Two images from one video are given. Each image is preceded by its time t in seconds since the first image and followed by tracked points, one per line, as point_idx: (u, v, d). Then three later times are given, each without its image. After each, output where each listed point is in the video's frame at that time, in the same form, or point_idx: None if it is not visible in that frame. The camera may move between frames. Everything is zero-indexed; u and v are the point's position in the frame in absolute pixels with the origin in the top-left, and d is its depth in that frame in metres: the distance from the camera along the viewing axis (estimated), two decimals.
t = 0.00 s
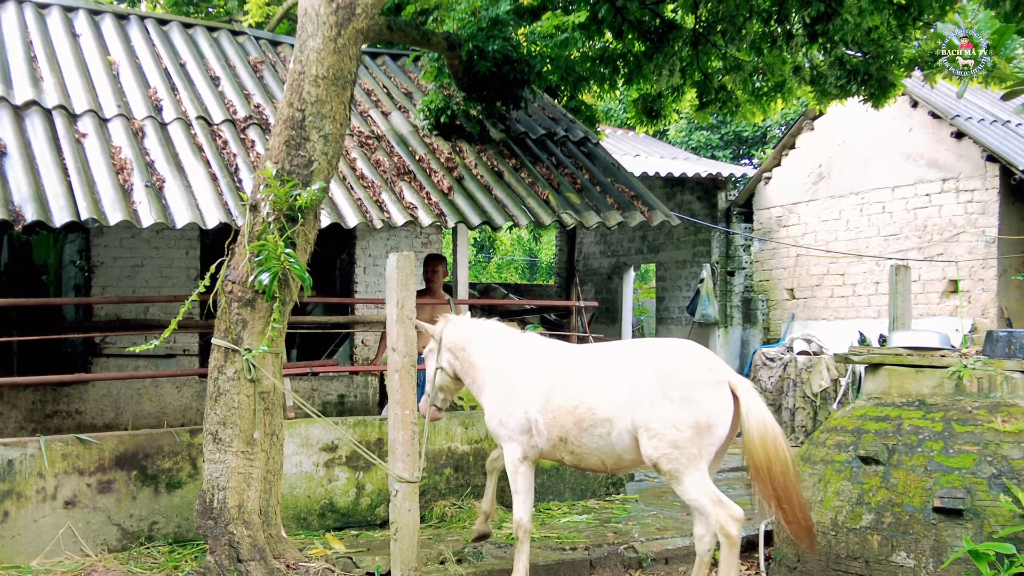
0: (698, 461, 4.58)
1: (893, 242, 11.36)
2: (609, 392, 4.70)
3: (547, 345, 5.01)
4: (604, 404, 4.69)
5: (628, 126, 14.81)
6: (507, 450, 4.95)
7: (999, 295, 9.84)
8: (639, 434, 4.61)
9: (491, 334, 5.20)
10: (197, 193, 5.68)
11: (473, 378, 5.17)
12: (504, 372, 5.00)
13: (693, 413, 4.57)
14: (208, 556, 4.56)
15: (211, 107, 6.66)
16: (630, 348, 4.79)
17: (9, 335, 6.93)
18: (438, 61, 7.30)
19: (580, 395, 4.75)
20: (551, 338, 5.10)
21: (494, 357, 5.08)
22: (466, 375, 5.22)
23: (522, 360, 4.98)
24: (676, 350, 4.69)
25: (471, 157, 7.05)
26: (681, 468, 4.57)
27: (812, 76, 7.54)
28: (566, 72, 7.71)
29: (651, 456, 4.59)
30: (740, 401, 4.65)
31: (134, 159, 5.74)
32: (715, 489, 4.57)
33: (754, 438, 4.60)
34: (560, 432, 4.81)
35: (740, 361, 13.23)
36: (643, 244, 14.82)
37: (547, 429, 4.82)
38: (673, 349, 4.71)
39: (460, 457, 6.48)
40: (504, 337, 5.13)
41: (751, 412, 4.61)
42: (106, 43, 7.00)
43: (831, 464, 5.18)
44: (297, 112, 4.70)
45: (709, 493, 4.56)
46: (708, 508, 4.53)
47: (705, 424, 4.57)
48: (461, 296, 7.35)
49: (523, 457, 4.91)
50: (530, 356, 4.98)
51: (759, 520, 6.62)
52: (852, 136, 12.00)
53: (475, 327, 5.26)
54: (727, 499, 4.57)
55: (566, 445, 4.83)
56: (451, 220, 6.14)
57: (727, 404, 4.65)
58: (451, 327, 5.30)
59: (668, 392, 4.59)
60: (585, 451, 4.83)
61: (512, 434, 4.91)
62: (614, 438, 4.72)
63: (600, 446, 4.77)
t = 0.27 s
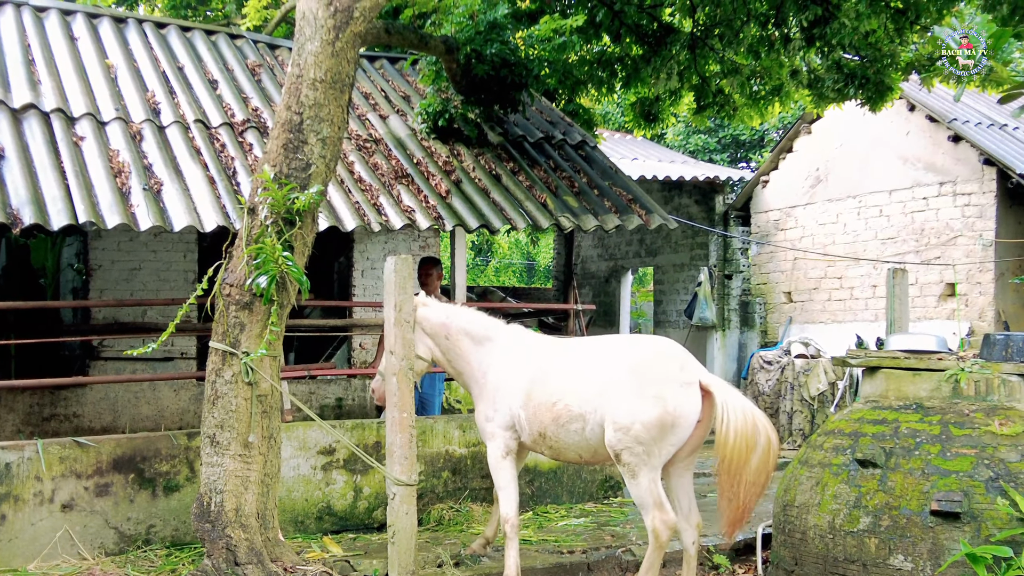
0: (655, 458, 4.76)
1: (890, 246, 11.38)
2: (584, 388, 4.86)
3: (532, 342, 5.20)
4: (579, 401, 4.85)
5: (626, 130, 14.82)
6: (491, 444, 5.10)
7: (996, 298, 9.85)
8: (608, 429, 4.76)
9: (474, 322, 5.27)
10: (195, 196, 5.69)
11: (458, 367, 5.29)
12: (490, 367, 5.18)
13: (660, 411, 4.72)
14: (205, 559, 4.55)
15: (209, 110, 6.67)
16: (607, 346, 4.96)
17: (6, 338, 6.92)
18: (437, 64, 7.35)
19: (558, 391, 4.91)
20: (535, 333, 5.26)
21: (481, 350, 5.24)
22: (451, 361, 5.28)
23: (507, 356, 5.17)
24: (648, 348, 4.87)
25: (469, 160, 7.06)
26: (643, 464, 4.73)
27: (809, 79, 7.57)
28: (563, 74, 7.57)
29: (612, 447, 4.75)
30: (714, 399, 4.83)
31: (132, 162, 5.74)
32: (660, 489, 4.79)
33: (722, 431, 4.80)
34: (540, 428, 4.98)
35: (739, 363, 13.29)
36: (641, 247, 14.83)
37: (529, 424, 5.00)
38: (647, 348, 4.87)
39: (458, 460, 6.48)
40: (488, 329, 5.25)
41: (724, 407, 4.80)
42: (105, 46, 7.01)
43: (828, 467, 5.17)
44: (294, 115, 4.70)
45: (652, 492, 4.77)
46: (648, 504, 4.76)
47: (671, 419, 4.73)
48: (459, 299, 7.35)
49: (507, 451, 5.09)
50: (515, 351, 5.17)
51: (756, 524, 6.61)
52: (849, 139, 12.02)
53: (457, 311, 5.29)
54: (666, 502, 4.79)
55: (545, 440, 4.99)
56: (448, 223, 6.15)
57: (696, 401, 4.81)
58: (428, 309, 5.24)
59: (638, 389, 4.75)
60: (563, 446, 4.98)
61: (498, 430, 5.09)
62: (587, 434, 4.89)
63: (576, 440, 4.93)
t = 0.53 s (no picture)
0: (648, 462, 4.77)
1: (888, 249, 11.38)
2: (572, 387, 4.90)
3: (519, 339, 5.27)
4: (568, 401, 4.91)
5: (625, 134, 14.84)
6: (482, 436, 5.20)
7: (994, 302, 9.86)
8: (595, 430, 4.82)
9: (463, 321, 5.35)
10: (194, 200, 5.69)
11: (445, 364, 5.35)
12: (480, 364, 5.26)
13: (646, 412, 4.77)
14: (202, 563, 4.54)
15: (207, 113, 6.67)
16: (592, 344, 4.99)
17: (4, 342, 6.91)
18: (435, 68, 7.37)
19: (548, 391, 4.97)
20: (523, 330, 5.32)
21: (470, 348, 5.32)
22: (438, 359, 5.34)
23: (497, 354, 5.24)
24: (632, 348, 4.91)
25: (467, 164, 7.06)
26: (636, 466, 4.75)
27: (806, 83, 7.61)
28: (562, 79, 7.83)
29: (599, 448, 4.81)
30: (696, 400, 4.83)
31: (130, 166, 5.74)
32: (655, 494, 4.77)
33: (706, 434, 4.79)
34: (535, 425, 5.05)
35: (738, 367, 13.18)
36: (639, 251, 14.84)
37: (525, 420, 5.06)
38: (633, 348, 4.92)
39: (456, 464, 6.48)
40: (476, 327, 5.32)
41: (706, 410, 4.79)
42: (103, 50, 7.01)
43: (826, 471, 5.17)
44: (292, 119, 4.71)
45: (647, 497, 4.76)
46: (645, 511, 4.74)
47: (656, 420, 4.78)
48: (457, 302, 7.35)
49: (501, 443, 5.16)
50: (504, 349, 5.24)
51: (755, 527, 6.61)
52: (847, 143, 12.03)
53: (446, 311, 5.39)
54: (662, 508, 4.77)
55: (540, 437, 5.06)
56: (447, 227, 6.16)
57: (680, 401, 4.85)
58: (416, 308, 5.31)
59: (624, 390, 4.79)
60: (556, 444, 5.05)
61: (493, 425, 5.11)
62: (579, 434, 4.95)
63: (568, 440, 4.99)
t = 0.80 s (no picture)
0: (644, 464, 4.77)
1: (886, 252, 11.39)
2: (566, 389, 4.92)
3: (511, 339, 5.28)
4: (561, 402, 4.92)
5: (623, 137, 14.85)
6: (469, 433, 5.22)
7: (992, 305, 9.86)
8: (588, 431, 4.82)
9: (453, 320, 5.34)
10: (192, 202, 5.69)
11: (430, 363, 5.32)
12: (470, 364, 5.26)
13: (641, 414, 4.77)
14: (201, 566, 4.54)
15: (205, 116, 6.68)
16: (588, 347, 5.01)
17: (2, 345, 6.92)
18: (433, 70, 7.31)
19: (540, 391, 4.98)
20: (514, 330, 5.33)
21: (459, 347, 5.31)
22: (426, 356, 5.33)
23: (488, 353, 5.24)
24: (630, 351, 4.92)
25: (466, 166, 7.07)
26: (633, 468, 4.76)
27: (805, 86, 7.61)
28: (560, 82, 7.90)
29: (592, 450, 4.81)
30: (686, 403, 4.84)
31: (129, 169, 5.74)
32: (651, 496, 4.77)
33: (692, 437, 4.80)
34: (525, 425, 5.07)
35: (736, 370, 13.18)
36: (638, 254, 14.85)
37: (515, 420, 5.08)
38: (629, 351, 4.93)
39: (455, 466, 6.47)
40: (467, 326, 5.31)
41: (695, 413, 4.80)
42: (101, 53, 7.02)
43: (825, 473, 5.17)
44: (291, 121, 4.71)
45: (643, 499, 4.75)
46: (640, 512, 4.74)
47: (651, 424, 4.77)
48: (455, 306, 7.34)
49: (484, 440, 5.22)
50: (496, 349, 5.24)
51: (753, 530, 6.60)
52: (845, 146, 12.05)
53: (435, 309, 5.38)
54: (658, 509, 4.77)
55: (530, 438, 5.08)
56: (445, 230, 6.16)
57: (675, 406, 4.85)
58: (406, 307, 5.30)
59: (619, 392, 4.80)
60: (546, 445, 5.06)
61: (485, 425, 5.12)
62: (572, 435, 4.96)
63: (559, 441, 5.01)
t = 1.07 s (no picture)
0: (640, 466, 4.78)
1: (884, 254, 11.40)
2: (562, 388, 4.91)
3: (506, 338, 5.28)
4: (556, 401, 4.91)
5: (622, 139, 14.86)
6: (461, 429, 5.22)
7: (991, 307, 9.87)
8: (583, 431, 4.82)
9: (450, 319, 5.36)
10: (190, 205, 5.70)
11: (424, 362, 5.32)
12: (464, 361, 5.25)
13: (638, 417, 4.79)
14: (198, 568, 4.54)
15: (204, 118, 6.68)
16: (584, 349, 5.02)
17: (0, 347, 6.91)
18: (431, 73, 7.42)
19: (535, 389, 4.97)
20: (509, 330, 5.34)
21: (453, 345, 5.31)
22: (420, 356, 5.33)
23: (482, 351, 5.24)
24: (628, 353, 4.93)
25: (464, 168, 7.07)
26: (628, 470, 4.76)
27: (802, 88, 7.61)
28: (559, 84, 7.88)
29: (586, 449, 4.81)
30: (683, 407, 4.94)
31: (127, 171, 5.75)
32: (647, 498, 4.78)
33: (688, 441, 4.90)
34: (516, 422, 5.04)
35: (734, 372, 13.22)
36: (636, 256, 14.86)
37: (506, 416, 5.06)
38: (627, 353, 4.94)
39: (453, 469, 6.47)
40: (463, 325, 5.32)
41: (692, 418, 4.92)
42: (100, 55, 7.03)
43: (823, 475, 5.17)
44: (289, 123, 4.71)
45: (639, 501, 4.76)
46: (637, 514, 4.74)
47: (647, 427, 4.79)
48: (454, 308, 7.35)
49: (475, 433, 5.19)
50: (491, 347, 5.24)
51: (751, 532, 6.60)
52: (844, 148, 12.06)
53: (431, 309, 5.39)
54: (654, 512, 4.77)
55: (520, 435, 5.05)
56: (443, 232, 6.16)
57: (672, 410, 4.88)
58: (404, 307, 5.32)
59: (616, 394, 4.82)
60: (537, 443, 5.04)
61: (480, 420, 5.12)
62: (564, 436, 4.94)
63: (550, 439, 4.99)
